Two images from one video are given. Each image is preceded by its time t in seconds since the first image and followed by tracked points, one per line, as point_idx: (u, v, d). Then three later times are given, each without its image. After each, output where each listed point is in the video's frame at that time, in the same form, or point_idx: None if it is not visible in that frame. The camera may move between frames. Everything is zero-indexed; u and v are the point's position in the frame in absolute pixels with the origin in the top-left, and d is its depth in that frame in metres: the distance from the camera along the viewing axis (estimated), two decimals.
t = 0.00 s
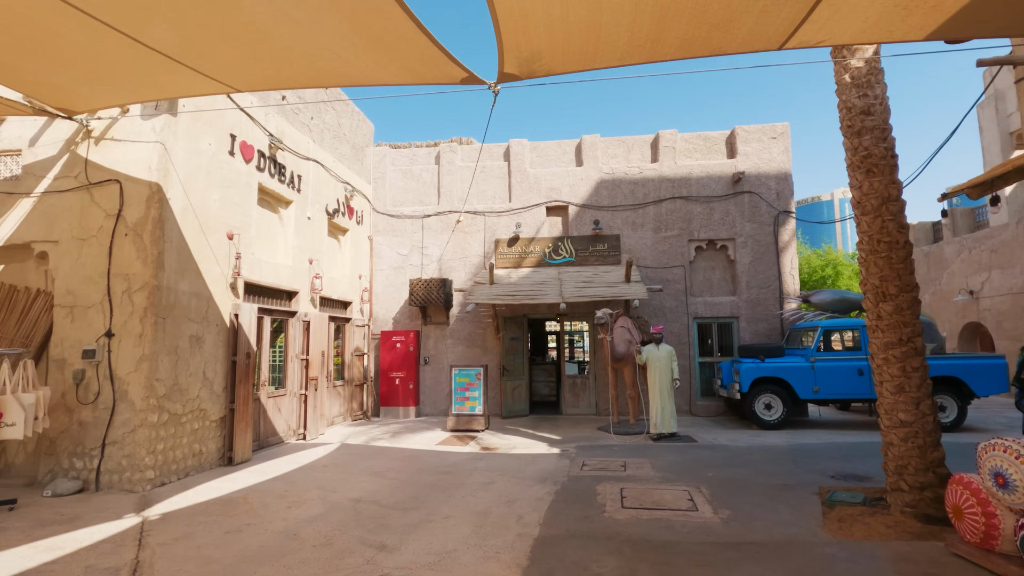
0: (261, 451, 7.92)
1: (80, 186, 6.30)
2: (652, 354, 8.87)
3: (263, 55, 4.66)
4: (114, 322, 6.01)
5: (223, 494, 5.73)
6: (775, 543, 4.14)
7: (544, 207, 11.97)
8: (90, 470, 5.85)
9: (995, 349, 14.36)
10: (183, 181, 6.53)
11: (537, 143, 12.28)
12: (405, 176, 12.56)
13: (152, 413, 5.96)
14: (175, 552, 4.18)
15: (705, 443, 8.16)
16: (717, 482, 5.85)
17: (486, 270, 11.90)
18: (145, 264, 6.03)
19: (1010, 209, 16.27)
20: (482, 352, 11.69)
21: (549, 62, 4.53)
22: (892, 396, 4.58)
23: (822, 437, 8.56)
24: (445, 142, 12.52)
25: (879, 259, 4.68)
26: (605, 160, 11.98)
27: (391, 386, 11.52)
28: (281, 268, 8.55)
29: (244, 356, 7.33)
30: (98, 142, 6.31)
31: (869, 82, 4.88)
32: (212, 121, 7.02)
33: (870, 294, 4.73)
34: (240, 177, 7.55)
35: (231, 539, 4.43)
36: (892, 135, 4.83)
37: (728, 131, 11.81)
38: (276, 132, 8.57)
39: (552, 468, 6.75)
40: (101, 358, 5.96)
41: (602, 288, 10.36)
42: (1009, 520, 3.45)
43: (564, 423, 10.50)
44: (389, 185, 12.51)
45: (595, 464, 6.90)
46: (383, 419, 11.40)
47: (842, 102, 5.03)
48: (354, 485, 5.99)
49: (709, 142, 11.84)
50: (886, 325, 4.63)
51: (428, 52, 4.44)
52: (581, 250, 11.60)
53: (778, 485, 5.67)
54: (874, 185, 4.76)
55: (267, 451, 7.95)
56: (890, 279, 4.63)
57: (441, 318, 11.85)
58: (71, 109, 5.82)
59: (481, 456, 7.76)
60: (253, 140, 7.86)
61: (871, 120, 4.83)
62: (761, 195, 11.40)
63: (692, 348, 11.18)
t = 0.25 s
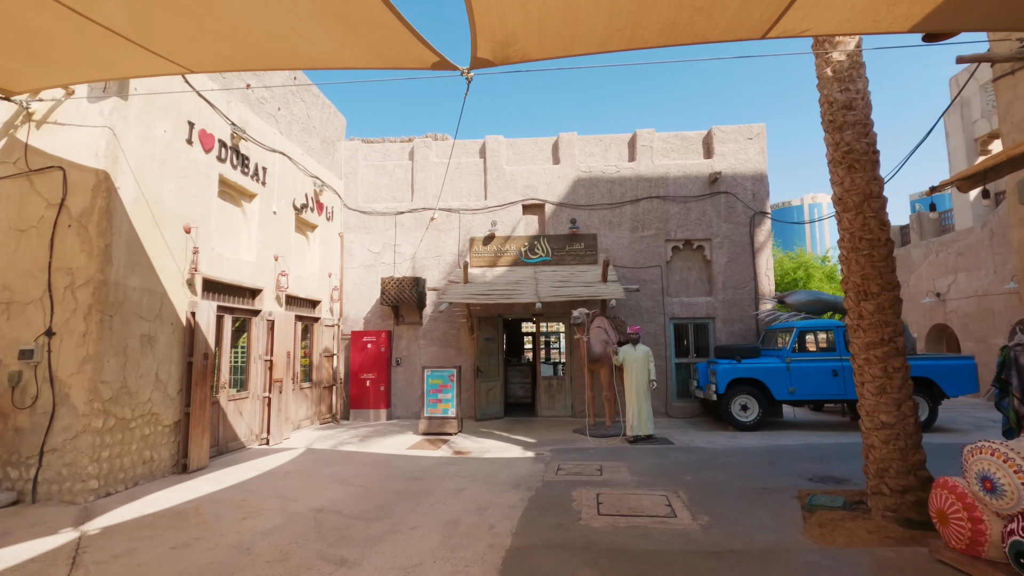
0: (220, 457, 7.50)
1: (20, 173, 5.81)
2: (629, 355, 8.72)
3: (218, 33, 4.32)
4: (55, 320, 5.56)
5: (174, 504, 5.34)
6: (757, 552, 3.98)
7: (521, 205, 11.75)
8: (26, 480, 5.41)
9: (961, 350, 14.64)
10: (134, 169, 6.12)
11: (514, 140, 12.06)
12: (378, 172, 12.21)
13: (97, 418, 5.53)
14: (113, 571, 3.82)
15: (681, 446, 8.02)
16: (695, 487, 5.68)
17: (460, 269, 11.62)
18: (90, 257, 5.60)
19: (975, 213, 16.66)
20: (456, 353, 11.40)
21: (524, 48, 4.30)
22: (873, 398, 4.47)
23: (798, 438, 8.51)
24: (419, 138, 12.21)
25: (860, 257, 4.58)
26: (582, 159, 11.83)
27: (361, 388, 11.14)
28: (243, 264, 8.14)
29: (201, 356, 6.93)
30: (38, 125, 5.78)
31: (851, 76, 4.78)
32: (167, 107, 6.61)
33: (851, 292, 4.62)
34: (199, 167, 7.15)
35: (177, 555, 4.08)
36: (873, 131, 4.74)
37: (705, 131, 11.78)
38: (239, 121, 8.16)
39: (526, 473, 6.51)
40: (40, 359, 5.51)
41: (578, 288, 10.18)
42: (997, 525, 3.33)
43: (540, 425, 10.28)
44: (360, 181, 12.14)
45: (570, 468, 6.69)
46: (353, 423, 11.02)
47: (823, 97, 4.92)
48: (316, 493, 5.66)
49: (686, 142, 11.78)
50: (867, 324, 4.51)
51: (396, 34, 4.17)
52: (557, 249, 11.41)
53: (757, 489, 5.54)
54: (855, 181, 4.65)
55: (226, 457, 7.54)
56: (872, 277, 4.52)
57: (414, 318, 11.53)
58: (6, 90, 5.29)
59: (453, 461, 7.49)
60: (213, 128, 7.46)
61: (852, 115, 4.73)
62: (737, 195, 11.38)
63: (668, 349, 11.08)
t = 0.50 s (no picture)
0: (180, 465, 7.08)
1: None
2: (609, 357, 8.53)
3: (168, 9, 3.96)
4: None
5: (123, 519, 4.95)
6: (744, 565, 3.79)
7: (499, 203, 11.50)
8: None
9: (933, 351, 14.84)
10: (83, 158, 5.69)
11: (492, 137, 11.81)
12: (352, 168, 11.83)
13: (39, 426, 5.10)
14: None
15: (662, 449, 7.86)
16: (678, 494, 5.50)
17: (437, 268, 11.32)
18: (32, 253, 5.15)
19: (946, 216, 16.95)
20: (432, 354, 11.10)
21: (502, 32, 4.04)
22: (861, 402, 4.32)
23: (778, 441, 8.43)
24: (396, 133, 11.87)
25: (847, 256, 4.43)
26: (562, 157, 11.64)
27: (333, 391, 10.77)
28: (206, 261, 7.73)
29: (159, 359, 6.53)
30: None
31: (839, 70, 4.64)
32: (121, 93, 6.19)
33: (838, 293, 4.48)
34: (157, 158, 6.73)
35: None
36: (860, 127, 4.62)
37: (686, 131, 11.68)
38: (203, 111, 7.74)
39: (503, 480, 6.25)
40: None
41: (558, 288, 9.97)
42: (992, 536, 3.19)
43: (518, 428, 10.04)
44: (334, 176, 11.75)
45: (549, 475, 6.47)
46: (325, 427, 10.64)
47: (810, 92, 4.77)
48: (280, 505, 5.32)
49: (666, 141, 11.67)
50: (854, 326, 4.37)
51: (364, 14, 3.87)
52: (537, 248, 11.19)
53: (740, 495, 5.38)
54: (843, 178, 4.52)
55: (186, 465, 7.12)
56: (859, 278, 4.38)
57: (389, 318, 11.19)
58: None
59: (427, 467, 7.20)
60: (173, 117, 7.05)
61: (840, 111, 4.59)
62: (718, 196, 11.31)
63: (648, 351, 10.94)
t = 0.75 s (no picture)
0: (143, 471, 6.70)
1: None
2: (594, 357, 8.32)
3: None
4: None
5: (74, 531, 4.59)
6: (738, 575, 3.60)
7: (482, 200, 11.25)
8: None
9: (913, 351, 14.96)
10: (34, 143, 5.30)
11: (475, 132, 11.55)
12: (330, 162, 11.48)
13: None
14: None
15: (648, 451, 7.69)
16: (666, 498, 5.31)
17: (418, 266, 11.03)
18: None
19: (925, 218, 17.13)
20: (412, 355, 10.80)
21: (484, 12, 3.79)
22: (856, 403, 4.17)
23: (764, 442, 8.31)
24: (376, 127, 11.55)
25: (842, 252, 4.28)
26: (547, 154, 11.43)
27: (309, 393, 10.41)
28: (173, 256, 7.35)
29: (119, 359, 6.14)
30: None
31: (833, 60, 4.48)
32: (79, 75, 5.82)
33: (833, 290, 4.32)
34: (118, 146, 6.36)
35: None
36: (855, 119, 4.47)
37: (671, 128, 11.57)
38: (170, 98, 7.37)
39: (484, 485, 6.00)
40: None
41: (542, 287, 9.75)
42: (999, 544, 3.03)
43: (500, 431, 9.79)
44: (311, 171, 11.38)
45: (532, 479, 6.24)
46: (300, 429, 10.28)
47: (803, 82, 4.61)
48: (246, 514, 5.00)
49: (652, 139, 11.54)
50: (849, 325, 4.22)
51: None
52: (520, 246, 10.96)
53: (730, 500, 5.20)
54: (837, 171, 4.36)
55: (149, 471, 6.74)
56: (854, 274, 4.22)
57: (368, 318, 10.86)
58: None
59: (406, 471, 6.92)
60: (137, 104, 6.67)
61: (834, 102, 4.44)
62: (703, 194, 11.20)
63: (633, 351, 10.78)
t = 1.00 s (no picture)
0: (104, 483, 6.29)
1: None
2: (583, 360, 8.07)
3: None
4: None
5: (19, 552, 4.20)
6: None
7: (468, 199, 10.95)
8: None
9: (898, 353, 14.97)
10: None
11: (461, 129, 11.26)
12: (310, 158, 11.09)
13: None
14: None
15: (638, 457, 7.46)
16: (659, 509, 5.06)
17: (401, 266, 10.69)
18: None
19: (909, 221, 17.20)
20: (395, 358, 10.46)
21: None
22: (861, 410, 3.95)
23: (755, 447, 8.13)
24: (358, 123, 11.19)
25: (847, 251, 4.07)
26: (534, 152, 11.17)
27: (287, 398, 10.02)
28: (139, 254, 6.94)
29: (77, 363, 5.73)
30: None
31: (836, 50, 4.28)
32: (33, 57, 5.42)
33: (837, 291, 4.11)
34: (78, 136, 5.96)
35: None
36: (859, 111, 4.27)
37: (661, 127, 11.38)
38: (137, 87, 6.97)
39: (469, 496, 5.70)
40: None
41: (529, 288, 9.47)
42: (1021, 564, 2.81)
43: (486, 436, 9.50)
44: (290, 167, 10.98)
45: (519, 488, 5.96)
46: (277, 435, 9.88)
47: (805, 73, 4.40)
48: (212, 531, 4.65)
49: (641, 138, 11.34)
50: (854, 328, 4.00)
51: None
52: (507, 246, 10.69)
53: (726, 510, 4.97)
54: (841, 166, 4.16)
55: (112, 483, 6.33)
56: (859, 275, 4.02)
57: (349, 319, 10.50)
58: None
59: (387, 481, 6.59)
60: (100, 91, 6.28)
61: (837, 93, 4.23)
62: (692, 194, 11.03)
63: (622, 353, 10.55)
